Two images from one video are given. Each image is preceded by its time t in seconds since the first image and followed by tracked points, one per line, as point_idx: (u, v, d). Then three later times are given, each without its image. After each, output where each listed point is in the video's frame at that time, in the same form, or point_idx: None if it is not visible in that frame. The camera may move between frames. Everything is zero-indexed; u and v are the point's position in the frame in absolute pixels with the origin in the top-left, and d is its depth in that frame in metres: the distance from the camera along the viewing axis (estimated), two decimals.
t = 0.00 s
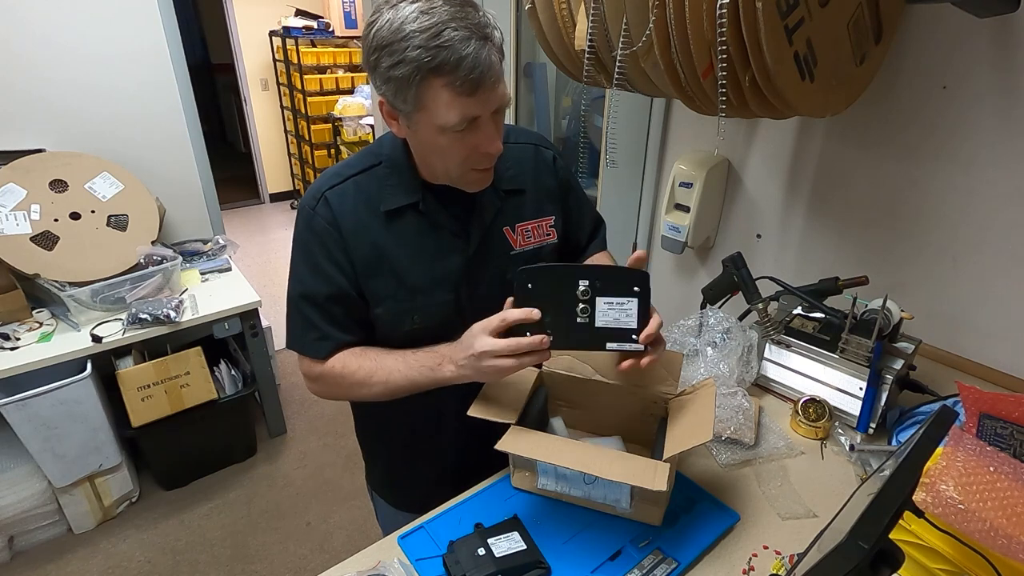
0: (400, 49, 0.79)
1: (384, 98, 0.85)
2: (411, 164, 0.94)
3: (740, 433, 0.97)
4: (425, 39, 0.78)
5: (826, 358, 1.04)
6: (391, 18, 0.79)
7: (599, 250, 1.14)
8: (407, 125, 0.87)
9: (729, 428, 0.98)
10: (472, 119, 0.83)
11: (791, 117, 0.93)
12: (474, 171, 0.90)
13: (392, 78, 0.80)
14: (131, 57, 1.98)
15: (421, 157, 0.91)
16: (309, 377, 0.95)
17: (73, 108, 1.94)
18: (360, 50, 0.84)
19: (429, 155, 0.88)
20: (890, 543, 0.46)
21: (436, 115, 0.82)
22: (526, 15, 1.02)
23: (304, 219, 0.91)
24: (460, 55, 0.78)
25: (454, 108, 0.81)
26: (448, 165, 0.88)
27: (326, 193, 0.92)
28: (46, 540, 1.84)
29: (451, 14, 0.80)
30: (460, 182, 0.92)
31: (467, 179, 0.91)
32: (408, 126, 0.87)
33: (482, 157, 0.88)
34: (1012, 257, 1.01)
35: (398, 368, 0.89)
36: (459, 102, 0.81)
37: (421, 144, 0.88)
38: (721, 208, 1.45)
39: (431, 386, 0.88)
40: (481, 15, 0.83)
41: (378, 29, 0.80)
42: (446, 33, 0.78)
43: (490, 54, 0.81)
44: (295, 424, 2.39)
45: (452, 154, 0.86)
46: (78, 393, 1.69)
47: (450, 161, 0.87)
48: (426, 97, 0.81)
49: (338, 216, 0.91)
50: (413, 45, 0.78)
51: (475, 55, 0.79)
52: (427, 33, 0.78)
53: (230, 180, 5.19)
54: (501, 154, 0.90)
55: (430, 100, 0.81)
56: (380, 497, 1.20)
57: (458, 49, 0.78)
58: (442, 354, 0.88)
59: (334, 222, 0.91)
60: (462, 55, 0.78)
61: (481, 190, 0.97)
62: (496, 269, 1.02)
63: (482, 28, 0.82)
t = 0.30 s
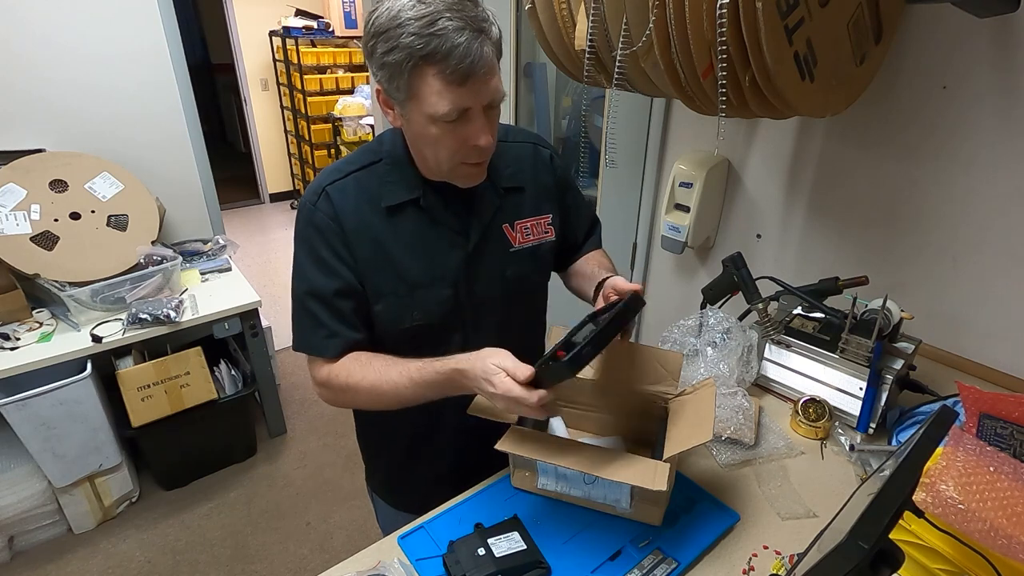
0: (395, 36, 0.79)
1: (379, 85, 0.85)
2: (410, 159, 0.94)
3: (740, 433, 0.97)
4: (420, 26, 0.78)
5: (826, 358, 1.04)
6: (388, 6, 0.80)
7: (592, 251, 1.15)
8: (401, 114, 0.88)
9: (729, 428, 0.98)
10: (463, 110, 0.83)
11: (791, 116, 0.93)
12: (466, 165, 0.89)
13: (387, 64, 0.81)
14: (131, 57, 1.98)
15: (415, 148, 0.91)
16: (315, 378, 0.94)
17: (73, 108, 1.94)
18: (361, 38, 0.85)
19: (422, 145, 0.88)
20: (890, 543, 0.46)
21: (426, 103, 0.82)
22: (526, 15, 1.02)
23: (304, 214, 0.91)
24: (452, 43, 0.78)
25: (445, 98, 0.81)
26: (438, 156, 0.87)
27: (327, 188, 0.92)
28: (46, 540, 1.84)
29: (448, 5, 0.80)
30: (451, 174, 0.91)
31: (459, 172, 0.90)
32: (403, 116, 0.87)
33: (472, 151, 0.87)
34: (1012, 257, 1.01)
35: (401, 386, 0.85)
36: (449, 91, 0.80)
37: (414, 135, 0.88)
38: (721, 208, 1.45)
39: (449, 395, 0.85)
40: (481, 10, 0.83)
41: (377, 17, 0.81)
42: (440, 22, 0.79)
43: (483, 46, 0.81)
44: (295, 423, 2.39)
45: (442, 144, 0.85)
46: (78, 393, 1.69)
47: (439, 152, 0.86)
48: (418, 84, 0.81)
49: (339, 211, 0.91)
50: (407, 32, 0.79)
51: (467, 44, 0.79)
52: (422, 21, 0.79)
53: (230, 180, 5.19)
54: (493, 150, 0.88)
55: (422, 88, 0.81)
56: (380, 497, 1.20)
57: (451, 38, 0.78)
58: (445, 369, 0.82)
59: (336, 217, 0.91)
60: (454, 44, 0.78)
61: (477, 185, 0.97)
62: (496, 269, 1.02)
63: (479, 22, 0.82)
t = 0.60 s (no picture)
0: (387, 38, 0.79)
1: (374, 87, 0.86)
2: (408, 158, 0.95)
3: (740, 433, 0.97)
4: (411, 28, 0.78)
5: (826, 358, 1.04)
6: (380, 8, 0.80)
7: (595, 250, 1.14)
8: (396, 115, 0.88)
9: (729, 428, 0.98)
10: (457, 111, 0.82)
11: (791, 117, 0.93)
12: (461, 165, 0.89)
13: (380, 66, 0.81)
14: (131, 57, 1.98)
15: (412, 148, 0.91)
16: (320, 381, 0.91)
17: (72, 108, 1.94)
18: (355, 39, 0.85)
19: (417, 145, 0.88)
20: (890, 543, 0.46)
21: (420, 105, 0.82)
22: (526, 15, 1.02)
23: (305, 209, 0.91)
24: (444, 45, 0.78)
25: (438, 99, 0.81)
26: (434, 156, 0.87)
27: (327, 183, 0.92)
28: (46, 540, 1.84)
29: (440, 6, 0.80)
30: (448, 174, 0.91)
31: (454, 172, 0.90)
32: (398, 116, 0.87)
33: (467, 151, 0.87)
34: (1011, 257, 1.01)
35: (411, 395, 0.83)
36: (442, 92, 0.80)
37: (410, 135, 0.88)
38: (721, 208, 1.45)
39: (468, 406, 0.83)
40: (473, 9, 0.83)
41: (369, 19, 0.81)
42: (432, 24, 0.79)
43: (475, 47, 0.80)
44: (295, 423, 2.38)
45: (437, 145, 0.85)
46: (78, 393, 1.69)
47: (435, 152, 0.87)
48: (411, 86, 0.81)
49: (340, 205, 0.91)
50: (399, 35, 0.79)
51: (458, 46, 0.79)
52: (414, 22, 0.78)
53: (230, 180, 5.19)
54: (488, 149, 0.88)
55: (415, 90, 0.81)
56: (379, 497, 1.20)
57: (442, 40, 0.78)
58: (461, 382, 0.80)
59: (336, 211, 0.91)
60: (445, 45, 0.78)
61: (475, 184, 0.97)
62: (495, 269, 1.02)
63: (471, 21, 0.82)
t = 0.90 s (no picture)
0: (381, 41, 0.79)
1: (370, 91, 0.85)
2: (406, 157, 0.95)
3: (740, 433, 0.97)
4: (405, 29, 0.78)
5: (826, 358, 1.04)
6: (373, 12, 0.80)
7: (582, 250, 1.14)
8: (394, 117, 0.88)
9: (729, 428, 0.98)
10: (455, 109, 0.83)
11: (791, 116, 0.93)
12: (461, 162, 0.89)
13: (375, 69, 0.81)
14: (131, 57, 1.98)
15: (411, 149, 0.91)
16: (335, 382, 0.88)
17: (72, 108, 1.94)
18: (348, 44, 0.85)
19: (417, 146, 0.88)
20: (890, 543, 0.46)
21: (418, 105, 0.82)
22: (526, 15, 1.01)
23: (305, 207, 0.91)
24: (438, 43, 0.78)
25: (436, 98, 0.81)
26: (434, 155, 0.87)
27: (328, 182, 0.92)
28: (46, 540, 1.84)
29: (431, 4, 0.80)
30: (448, 173, 0.91)
31: (455, 170, 0.90)
32: (396, 118, 0.87)
33: (467, 148, 0.87)
34: (1011, 257, 1.01)
35: (439, 394, 0.80)
36: (439, 91, 0.80)
37: (408, 136, 0.88)
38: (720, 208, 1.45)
39: (487, 404, 0.82)
40: (464, 6, 0.83)
41: (361, 23, 0.81)
42: (425, 23, 0.78)
43: (470, 43, 0.80)
44: (295, 423, 2.39)
45: (436, 144, 0.86)
46: (78, 393, 1.69)
47: (434, 152, 0.87)
48: (408, 87, 0.81)
49: (340, 203, 0.91)
50: (393, 36, 0.78)
51: (453, 43, 0.79)
52: (407, 23, 0.78)
53: (230, 180, 5.19)
54: (487, 145, 0.89)
55: (412, 90, 0.81)
56: (379, 497, 1.20)
57: (436, 38, 0.78)
58: (493, 379, 0.78)
59: (337, 209, 0.91)
60: (440, 44, 0.78)
61: (474, 183, 0.97)
62: (494, 269, 1.02)
63: (464, 18, 0.82)
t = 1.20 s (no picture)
0: (394, 43, 0.79)
1: (379, 93, 0.85)
2: (407, 161, 0.95)
3: (740, 433, 0.97)
4: (420, 32, 0.78)
5: (826, 358, 1.04)
6: (385, 13, 0.80)
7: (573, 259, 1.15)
8: (401, 120, 0.87)
9: (729, 428, 0.98)
10: (466, 113, 0.83)
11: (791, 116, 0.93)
12: (468, 166, 0.89)
13: (387, 72, 0.81)
14: (131, 57, 1.98)
15: (416, 152, 0.91)
16: (306, 367, 0.94)
17: (72, 108, 1.94)
18: (356, 46, 0.85)
19: (423, 149, 0.88)
20: (890, 543, 0.46)
21: (430, 109, 0.82)
22: (526, 15, 1.01)
23: (300, 215, 0.92)
24: (454, 48, 0.78)
25: (449, 102, 0.81)
26: (441, 159, 0.87)
27: (323, 189, 0.92)
28: (46, 540, 1.84)
29: (446, 9, 0.80)
30: (454, 176, 0.91)
31: (462, 174, 0.90)
32: (403, 122, 0.87)
33: (476, 153, 0.87)
34: (1011, 257, 1.01)
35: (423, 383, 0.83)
36: (453, 96, 0.81)
37: (415, 139, 0.88)
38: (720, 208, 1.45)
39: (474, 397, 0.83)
40: (477, 11, 0.83)
41: (373, 25, 0.81)
42: (440, 27, 0.79)
43: (484, 48, 0.81)
44: (295, 423, 2.38)
45: (444, 148, 0.85)
46: (78, 393, 1.69)
47: (442, 156, 0.86)
48: (420, 90, 0.81)
49: (334, 210, 0.91)
50: (407, 39, 0.78)
51: (469, 48, 0.79)
52: (422, 26, 0.78)
53: (230, 180, 5.18)
54: (494, 150, 0.89)
55: (424, 94, 0.81)
56: (379, 497, 1.20)
57: (452, 42, 0.78)
58: (455, 375, 0.80)
59: (330, 217, 0.91)
60: (456, 48, 0.78)
61: (475, 186, 0.97)
62: (494, 269, 1.02)
63: (477, 23, 0.82)
